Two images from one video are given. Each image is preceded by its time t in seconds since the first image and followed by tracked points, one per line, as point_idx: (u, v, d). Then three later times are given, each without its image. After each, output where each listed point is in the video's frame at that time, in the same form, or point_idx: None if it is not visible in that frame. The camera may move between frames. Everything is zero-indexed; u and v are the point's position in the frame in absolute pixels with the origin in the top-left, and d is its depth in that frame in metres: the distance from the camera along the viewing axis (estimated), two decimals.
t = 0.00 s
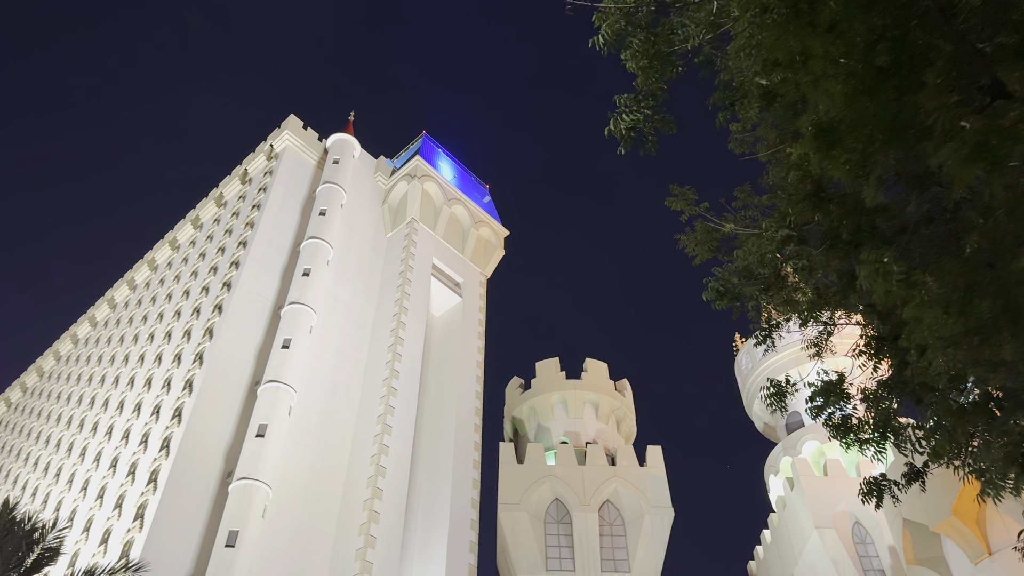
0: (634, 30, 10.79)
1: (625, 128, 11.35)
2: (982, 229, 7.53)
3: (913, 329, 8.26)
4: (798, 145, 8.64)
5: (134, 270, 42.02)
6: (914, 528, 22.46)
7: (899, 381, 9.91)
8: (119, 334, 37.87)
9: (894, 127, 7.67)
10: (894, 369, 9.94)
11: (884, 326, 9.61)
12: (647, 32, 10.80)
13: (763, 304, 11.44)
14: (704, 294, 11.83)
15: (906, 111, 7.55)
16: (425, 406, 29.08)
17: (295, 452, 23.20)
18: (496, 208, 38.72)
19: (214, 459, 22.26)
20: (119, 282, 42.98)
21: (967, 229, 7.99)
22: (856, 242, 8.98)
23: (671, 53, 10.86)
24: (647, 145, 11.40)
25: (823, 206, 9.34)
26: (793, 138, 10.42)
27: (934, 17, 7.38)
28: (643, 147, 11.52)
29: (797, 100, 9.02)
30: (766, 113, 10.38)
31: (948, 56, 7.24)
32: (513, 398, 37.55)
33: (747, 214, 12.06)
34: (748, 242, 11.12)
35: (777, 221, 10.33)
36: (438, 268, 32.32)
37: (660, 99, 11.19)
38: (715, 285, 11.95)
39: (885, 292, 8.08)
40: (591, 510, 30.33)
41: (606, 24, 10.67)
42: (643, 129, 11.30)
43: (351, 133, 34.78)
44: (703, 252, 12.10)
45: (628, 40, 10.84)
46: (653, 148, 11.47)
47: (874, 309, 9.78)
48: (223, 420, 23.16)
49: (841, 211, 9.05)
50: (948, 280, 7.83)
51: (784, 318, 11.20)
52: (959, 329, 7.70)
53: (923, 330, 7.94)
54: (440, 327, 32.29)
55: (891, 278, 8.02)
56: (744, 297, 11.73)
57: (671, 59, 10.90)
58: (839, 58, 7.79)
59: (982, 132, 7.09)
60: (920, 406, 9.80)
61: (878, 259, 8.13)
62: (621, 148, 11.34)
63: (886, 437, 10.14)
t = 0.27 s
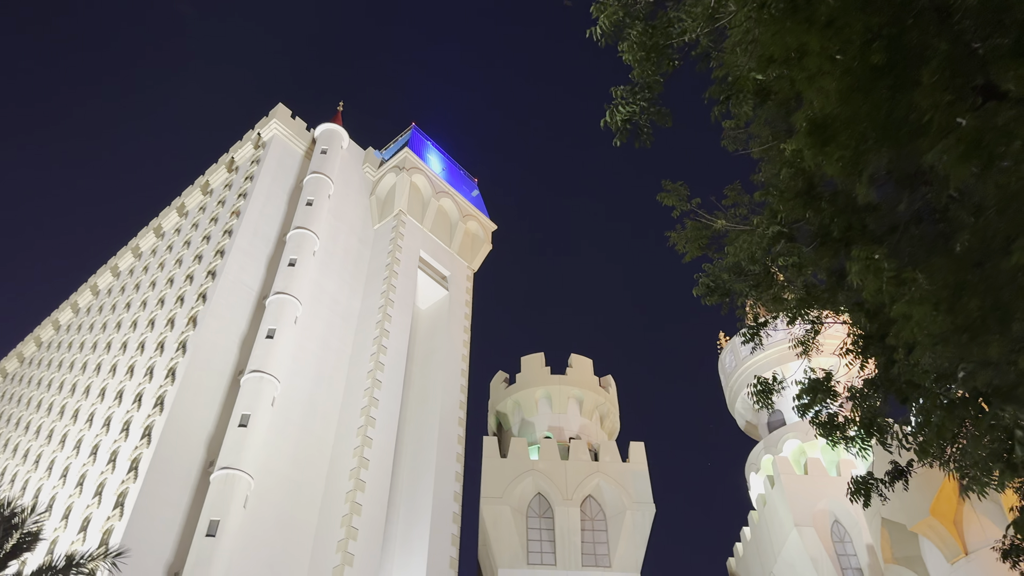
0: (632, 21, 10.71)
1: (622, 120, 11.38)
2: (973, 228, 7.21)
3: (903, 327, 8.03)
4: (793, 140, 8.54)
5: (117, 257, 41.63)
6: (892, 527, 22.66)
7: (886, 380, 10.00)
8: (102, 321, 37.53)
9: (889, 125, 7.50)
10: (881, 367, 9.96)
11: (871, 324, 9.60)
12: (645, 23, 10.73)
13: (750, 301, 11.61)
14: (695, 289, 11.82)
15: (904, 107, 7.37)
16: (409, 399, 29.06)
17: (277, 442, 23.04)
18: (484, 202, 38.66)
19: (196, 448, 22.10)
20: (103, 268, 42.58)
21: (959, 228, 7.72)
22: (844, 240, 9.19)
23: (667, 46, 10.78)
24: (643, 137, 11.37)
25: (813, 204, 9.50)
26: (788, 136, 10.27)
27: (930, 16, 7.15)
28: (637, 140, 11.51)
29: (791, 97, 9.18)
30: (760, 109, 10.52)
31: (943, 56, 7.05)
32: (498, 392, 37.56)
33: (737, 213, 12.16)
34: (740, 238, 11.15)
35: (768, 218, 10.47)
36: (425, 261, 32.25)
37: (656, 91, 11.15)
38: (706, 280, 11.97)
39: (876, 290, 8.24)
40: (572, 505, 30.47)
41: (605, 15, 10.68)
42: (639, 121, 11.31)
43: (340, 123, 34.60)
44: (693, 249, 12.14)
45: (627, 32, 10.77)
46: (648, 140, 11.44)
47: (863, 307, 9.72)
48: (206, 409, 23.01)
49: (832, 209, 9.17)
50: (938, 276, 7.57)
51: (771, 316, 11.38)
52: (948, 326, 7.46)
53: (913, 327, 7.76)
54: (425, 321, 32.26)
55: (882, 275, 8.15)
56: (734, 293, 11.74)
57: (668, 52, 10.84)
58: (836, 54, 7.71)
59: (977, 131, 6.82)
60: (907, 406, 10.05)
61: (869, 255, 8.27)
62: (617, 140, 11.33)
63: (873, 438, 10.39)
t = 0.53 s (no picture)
0: (631, 3, 10.60)
1: (618, 103, 11.36)
2: (968, 215, 6.52)
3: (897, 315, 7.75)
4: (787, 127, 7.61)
5: (99, 240, 41.17)
6: (869, 523, 22.86)
7: (874, 371, 9.97)
8: (82, 303, 37.10)
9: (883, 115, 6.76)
10: (868, 359, 9.93)
11: (861, 315, 9.37)
12: (645, 5, 10.62)
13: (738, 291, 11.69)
14: (685, 278, 11.90)
15: (900, 95, 6.60)
16: (392, 386, 29.01)
17: (257, 428, 22.86)
18: (470, 192, 38.50)
19: (175, 433, 21.90)
20: (84, 251, 42.06)
21: (952, 218, 6.94)
22: (837, 231, 8.62)
23: (666, 29, 10.71)
24: (639, 121, 11.32)
25: (806, 194, 9.31)
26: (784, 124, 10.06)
27: None
28: (633, 125, 11.38)
29: (786, 86, 8.48)
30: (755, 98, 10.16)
31: (940, 43, 6.25)
32: (481, 382, 37.52)
33: (728, 203, 12.15)
34: (730, 228, 11.15)
35: (759, 207, 10.51)
36: (411, 251, 32.12)
37: (654, 73, 11.10)
38: (696, 268, 12.00)
39: (869, 278, 7.88)
40: (553, 496, 30.51)
41: None
42: (636, 104, 11.30)
43: (327, 109, 34.32)
44: (683, 239, 12.11)
45: (626, 12, 10.67)
46: (644, 125, 11.37)
47: (851, 300, 9.51)
48: (186, 394, 22.81)
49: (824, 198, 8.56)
50: (929, 265, 6.85)
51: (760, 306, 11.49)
52: (939, 315, 6.88)
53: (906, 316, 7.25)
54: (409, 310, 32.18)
55: (875, 263, 7.76)
56: (724, 281, 11.80)
57: (666, 36, 10.76)
58: (835, 40, 6.78)
59: (979, 112, 6.10)
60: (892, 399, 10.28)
61: (863, 243, 7.82)
62: (614, 124, 11.29)
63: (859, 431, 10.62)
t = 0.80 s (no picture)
0: None
1: (616, 78, 11.11)
2: (964, 199, 6.59)
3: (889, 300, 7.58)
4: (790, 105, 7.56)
5: (79, 218, 40.57)
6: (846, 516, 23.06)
7: (860, 359, 9.86)
8: (62, 282, 36.60)
9: (883, 96, 6.67)
10: (855, 348, 9.86)
11: (851, 303, 9.35)
12: None
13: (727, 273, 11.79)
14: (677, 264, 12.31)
15: (901, 78, 6.51)
16: (374, 373, 28.85)
17: (237, 410, 22.62)
18: (457, 179, 38.32)
19: (155, 415, 21.66)
20: (64, 229, 41.47)
21: (947, 203, 6.95)
22: (831, 216, 8.27)
23: (665, 5, 10.46)
24: (637, 96, 11.14)
25: (800, 177, 8.59)
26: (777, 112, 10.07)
27: None
28: (631, 100, 11.20)
29: (784, 68, 7.98)
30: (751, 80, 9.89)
31: (942, 25, 6.14)
32: (464, 370, 37.44)
33: (720, 188, 12.16)
34: (722, 212, 11.17)
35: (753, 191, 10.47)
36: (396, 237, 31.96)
37: (654, 47, 10.85)
38: (688, 253, 12.31)
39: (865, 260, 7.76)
40: (534, 484, 30.50)
41: None
42: (634, 79, 11.07)
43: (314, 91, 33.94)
44: (675, 223, 12.12)
45: None
46: (642, 101, 11.17)
47: (840, 287, 9.45)
48: (167, 375, 22.57)
49: (819, 182, 8.21)
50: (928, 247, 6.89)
51: (749, 291, 11.53)
52: (935, 298, 6.83)
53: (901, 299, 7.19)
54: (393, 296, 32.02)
55: (872, 246, 7.65)
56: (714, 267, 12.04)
57: (668, 11, 10.54)
58: (837, 19, 6.80)
59: (984, 90, 6.07)
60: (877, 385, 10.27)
61: (860, 225, 7.70)
62: (612, 98, 11.08)
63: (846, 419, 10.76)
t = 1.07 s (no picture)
0: None
1: (616, 47, 10.88)
2: (965, 178, 6.66)
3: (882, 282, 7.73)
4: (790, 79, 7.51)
5: (58, 193, 39.91)
6: (821, 507, 23.26)
7: (847, 346, 9.68)
8: (39, 257, 36.01)
9: (883, 74, 6.84)
10: (842, 335, 9.50)
11: (842, 287, 8.84)
12: None
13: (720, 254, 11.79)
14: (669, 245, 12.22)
15: (901, 59, 6.72)
16: (355, 357, 28.65)
17: (215, 391, 22.40)
18: (442, 163, 38.05)
19: (133, 393, 21.42)
20: (42, 204, 40.78)
21: (941, 189, 7.09)
22: (826, 198, 8.27)
23: None
24: (637, 67, 10.97)
25: (795, 158, 8.52)
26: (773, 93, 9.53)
27: None
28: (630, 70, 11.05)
29: (784, 44, 8.14)
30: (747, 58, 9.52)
31: (948, 5, 6.25)
32: (445, 355, 37.31)
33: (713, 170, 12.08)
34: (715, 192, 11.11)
35: (748, 173, 10.48)
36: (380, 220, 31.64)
37: (656, 16, 10.68)
38: (679, 234, 12.27)
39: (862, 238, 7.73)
40: (513, 470, 30.57)
41: None
42: (634, 50, 10.88)
43: (299, 70, 33.49)
44: (665, 205, 12.15)
45: None
46: (643, 71, 11.02)
47: (832, 271, 8.93)
48: (145, 353, 22.30)
49: (815, 163, 8.22)
50: (926, 226, 6.92)
51: (739, 274, 11.46)
52: (933, 278, 6.93)
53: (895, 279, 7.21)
54: (376, 280, 31.82)
55: (869, 226, 7.60)
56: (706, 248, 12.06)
57: None
58: None
59: (992, 63, 6.16)
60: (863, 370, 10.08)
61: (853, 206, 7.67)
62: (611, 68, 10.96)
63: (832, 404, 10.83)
